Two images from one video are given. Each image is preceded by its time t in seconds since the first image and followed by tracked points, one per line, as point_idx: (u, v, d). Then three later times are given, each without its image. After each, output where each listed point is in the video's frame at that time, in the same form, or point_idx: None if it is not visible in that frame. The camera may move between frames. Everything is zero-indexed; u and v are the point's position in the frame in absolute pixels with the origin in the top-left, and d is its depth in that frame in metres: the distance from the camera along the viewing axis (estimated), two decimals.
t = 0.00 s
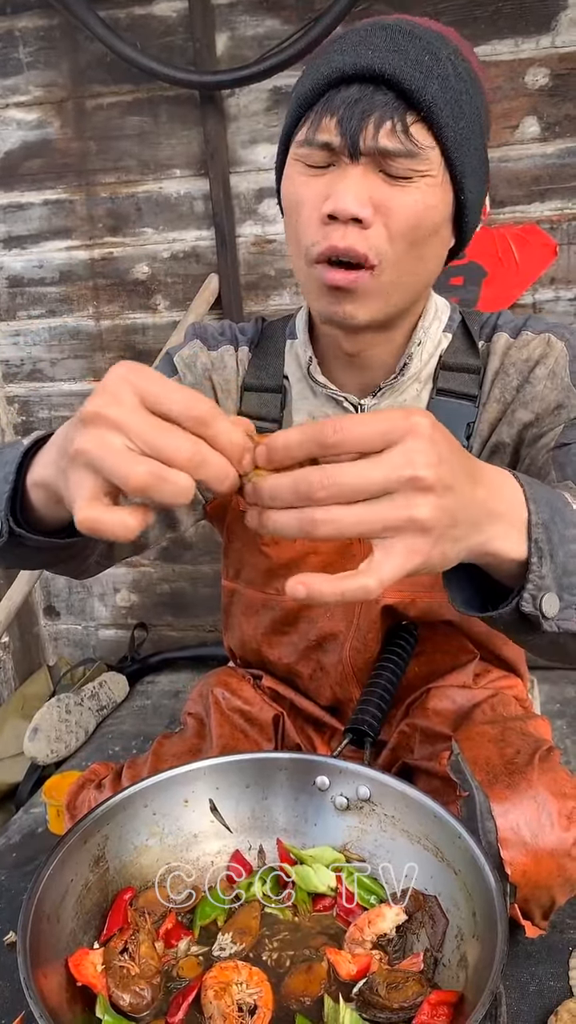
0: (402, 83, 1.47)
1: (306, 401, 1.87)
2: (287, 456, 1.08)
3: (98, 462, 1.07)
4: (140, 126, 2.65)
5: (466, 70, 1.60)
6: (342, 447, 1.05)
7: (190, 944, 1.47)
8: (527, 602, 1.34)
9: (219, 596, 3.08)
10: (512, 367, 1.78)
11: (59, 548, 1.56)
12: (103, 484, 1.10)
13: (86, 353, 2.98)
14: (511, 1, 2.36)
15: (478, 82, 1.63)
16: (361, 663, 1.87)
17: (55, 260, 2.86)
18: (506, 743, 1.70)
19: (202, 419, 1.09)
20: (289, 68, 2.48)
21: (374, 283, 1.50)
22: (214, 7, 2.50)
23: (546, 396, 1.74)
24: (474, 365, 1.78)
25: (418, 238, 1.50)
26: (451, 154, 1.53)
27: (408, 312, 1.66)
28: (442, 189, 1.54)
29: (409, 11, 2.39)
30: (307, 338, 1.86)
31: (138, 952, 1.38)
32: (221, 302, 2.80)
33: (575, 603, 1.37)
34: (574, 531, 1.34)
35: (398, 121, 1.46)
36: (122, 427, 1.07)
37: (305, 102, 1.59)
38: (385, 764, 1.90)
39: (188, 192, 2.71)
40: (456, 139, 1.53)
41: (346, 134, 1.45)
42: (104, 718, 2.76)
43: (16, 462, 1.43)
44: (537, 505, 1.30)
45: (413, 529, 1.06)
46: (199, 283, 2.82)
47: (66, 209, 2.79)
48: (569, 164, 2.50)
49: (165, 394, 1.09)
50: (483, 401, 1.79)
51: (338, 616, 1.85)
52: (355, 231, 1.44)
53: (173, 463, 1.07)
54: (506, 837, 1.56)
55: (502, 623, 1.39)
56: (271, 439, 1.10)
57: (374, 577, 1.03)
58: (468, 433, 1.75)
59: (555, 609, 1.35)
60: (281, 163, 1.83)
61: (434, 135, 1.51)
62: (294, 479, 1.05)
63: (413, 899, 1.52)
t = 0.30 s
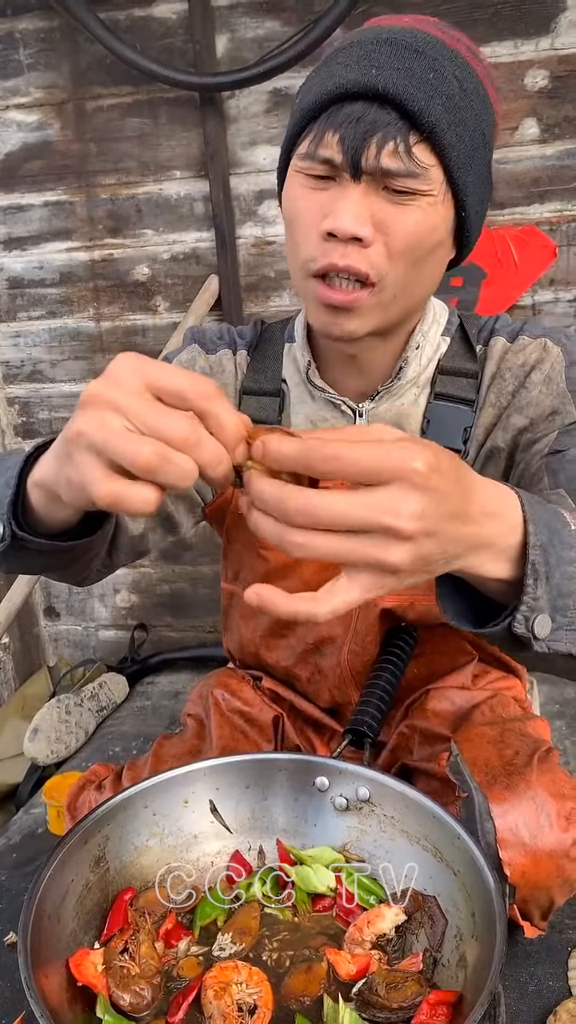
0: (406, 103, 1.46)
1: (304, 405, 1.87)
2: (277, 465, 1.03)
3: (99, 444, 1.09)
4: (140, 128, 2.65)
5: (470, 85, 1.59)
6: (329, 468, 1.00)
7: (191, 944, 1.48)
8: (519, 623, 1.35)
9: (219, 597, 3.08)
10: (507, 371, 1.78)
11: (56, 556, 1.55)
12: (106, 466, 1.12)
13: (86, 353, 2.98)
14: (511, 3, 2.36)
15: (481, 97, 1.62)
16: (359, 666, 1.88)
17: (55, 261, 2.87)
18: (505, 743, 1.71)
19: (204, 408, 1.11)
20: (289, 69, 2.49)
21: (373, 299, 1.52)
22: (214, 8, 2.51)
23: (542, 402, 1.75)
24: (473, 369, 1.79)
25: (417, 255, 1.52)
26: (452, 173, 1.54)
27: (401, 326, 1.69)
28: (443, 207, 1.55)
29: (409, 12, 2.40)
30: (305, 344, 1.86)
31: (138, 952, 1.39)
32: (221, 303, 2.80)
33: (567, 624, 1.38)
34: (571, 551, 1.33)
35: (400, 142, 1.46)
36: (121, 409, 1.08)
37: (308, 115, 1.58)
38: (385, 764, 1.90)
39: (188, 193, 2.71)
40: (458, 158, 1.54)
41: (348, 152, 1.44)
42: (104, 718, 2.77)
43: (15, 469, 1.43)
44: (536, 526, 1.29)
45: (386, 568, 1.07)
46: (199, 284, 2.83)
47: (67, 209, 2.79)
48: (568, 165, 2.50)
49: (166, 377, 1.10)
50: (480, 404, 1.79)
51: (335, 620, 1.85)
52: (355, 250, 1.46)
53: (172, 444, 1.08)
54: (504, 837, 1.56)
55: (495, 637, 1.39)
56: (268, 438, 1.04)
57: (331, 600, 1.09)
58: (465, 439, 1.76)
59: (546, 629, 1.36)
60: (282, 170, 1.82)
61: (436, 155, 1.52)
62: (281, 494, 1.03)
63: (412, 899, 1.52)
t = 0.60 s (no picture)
0: (403, 89, 1.47)
1: (302, 407, 1.87)
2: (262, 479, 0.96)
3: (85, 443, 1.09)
4: (138, 129, 2.65)
5: (463, 73, 1.60)
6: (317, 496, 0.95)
7: (188, 945, 1.48)
8: (495, 634, 1.33)
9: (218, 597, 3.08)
10: (504, 374, 1.77)
11: (54, 569, 1.54)
12: (96, 468, 1.12)
13: (85, 355, 2.98)
14: (508, 4, 2.37)
15: (473, 87, 1.63)
16: (356, 667, 1.88)
17: (54, 262, 2.87)
18: (503, 744, 1.69)
19: (190, 407, 1.09)
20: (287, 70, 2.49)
21: (379, 285, 1.52)
22: (212, 10, 2.51)
23: (536, 405, 1.73)
24: (470, 372, 1.78)
25: (422, 241, 1.52)
26: (451, 157, 1.54)
27: (406, 313, 1.69)
28: (443, 191, 1.55)
29: (407, 14, 2.40)
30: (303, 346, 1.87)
31: (135, 953, 1.39)
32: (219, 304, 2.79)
33: (544, 635, 1.36)
34: (553, 564, 1.32)
35: (399, 127, 1.47)
36: (105, 410, 1.08)
37: (305, 111, 1.59)
38: (383, 765, 1.90)
39: (186, 194, 2.71)
40: (456, 142, 1.54)
41: (349, 141, 1.45)
42: (102, 719, 2.77)
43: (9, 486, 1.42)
44: (518, 537, 1.27)
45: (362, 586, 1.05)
46: (197, 286, 2.83)
47: (65, 211, 2.79)
48: (566, 166, 2.50)
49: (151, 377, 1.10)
50: (477, 406, 1.79)
51: (332, 620, 1.85)
52: (361, 235, 1.47)
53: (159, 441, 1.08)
54: (502, 838, 1.57)
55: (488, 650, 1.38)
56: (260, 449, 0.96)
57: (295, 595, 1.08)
58: (461, 440, 1.76)
59: (523, 638, 1.35)
60: (280, 171, 1.83)
61: (434, 138, 1.52)
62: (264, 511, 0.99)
63: (410, 899, 1.53)
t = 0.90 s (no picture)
0: (387, 88, 1.47)
1: (303, 405, 1.87)
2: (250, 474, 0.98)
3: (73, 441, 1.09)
4: (138, 130, 2.65)
5: (447, 66, 1.59)
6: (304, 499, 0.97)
7: (188, 944, 1.48)
8: (476, 625, 1.32)
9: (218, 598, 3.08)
10: (502, 372, 1.77)
11: (54, 570, 1.54)
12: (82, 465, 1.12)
13: (84, 355, 2.98)
14: (507, 4, 2.37)
15: (458, 78, 1.62)
16: (357, 665, 1.88)
17: (53, 263, 2.87)
18: (502, 743, 1.70)
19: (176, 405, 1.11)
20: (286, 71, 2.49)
21: (375, 283, 1.53)
22: (211, 11, 2.51)
23: (533, 402, 1.72)
24: (469, 369, 1.79)
25: (414, 236, 1.52)
26: (439, 151, 1.54)
27: (408, 306, 1.69)
28: (433, 185, 1.55)
29: (406, 15, 2.40)
30: (305, 345, 1.88)
31: (135, 953, 1.39)
32: (218, 304, 2.80)
33: (525, 628, 1.35)
34: (537, 560, 1.31)
35: (385, 126, 1.47)
36: (92, 406, 1.08)
37: (293, 115, 1.60)
38: (383, 765, 1.90)
39: (186, 194, 2.72)
40: (443, 136, 1.53)
41: (336, 143, 1.46)
42: (102, 720, 2.77)
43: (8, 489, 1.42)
44: (503, 531, 1.27)
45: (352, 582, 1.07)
46: (197, 287, 2.83)
47: (64, 212, 2.79)
48: (565, 167, 2.50)
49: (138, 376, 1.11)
50: (475, 405, 1.79)
51: (333, 618, 1.85)
52: (354, 235, 1.47)
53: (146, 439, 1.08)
54: (502, 838, 1.57)
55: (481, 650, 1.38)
56: (251, 446, 0.98)
57: (286, 586, 1.10)
58: (461, 439, 1.77)
59: (504, 632, 1.34)
60: (274, 174, 1.84)
61: (421, 134, 1.51)
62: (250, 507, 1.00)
63: (410, 899, 1.53)
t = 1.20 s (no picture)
0: (379, 98, 1.47)
1: (302, 405, 1.88)
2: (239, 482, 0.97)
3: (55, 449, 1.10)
4: (136, 131, 2.66)
5: (441, 69, 1.58)
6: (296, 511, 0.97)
7: (188, 945, 1.49)
8: (457, 623, 1.32)
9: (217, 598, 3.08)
10: (499, 371, 1.77)
11: (48, 578, 1.53)
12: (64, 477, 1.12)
13: (84, 356, 2.99)
14: (505, 5, 2.37)
15: (453, 80, 1.62)
16: (356, 665, 1.88)
17: (52, 264, 2.87)
18: (501, 743, 1.70)
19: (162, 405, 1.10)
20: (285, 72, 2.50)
21: (370, 291, 1.54)
22: (210, 12, 2.52)
23: (528, 402, 1.73)
24: (466, 369, 1.79)
25: (410, 243, 1.53)
26: (434, 158, 1.54)
27: (404, 311, 1.70)
28: (427, 191, 1.55)
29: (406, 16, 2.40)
30: (302, 346, 1.88)
31: (135, 955, 1.39)
32: (217, 305, 2.79)
33: (508, 630, 1.35)
34: (520, 560, 1.32)
35: (378, 135, 1.47)
36: (73, 417, 1.09)
37: (287, 122, 1.61)
38: (381, 765, 1.90)
39: (184, 195, 2.72)
40: (437, 142, 1.54)
41: (329, 153, 1.46)
42: (101, 721, 2.77)
43: None
44: (486, 532, 1.27)
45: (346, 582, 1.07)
46: (196, 288, 2.83)
47: (64, 213, 2.80)
48: (564, 167, 2.50)
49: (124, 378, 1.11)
50: (471, 404, 1.80)
51: (332, 619, 1.85)
52: (348, 245, 1.48)
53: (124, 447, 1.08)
54: (500, 838, 1.58)
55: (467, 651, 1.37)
56: (239, 453, 0.96)
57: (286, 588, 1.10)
58: (456, 438, 1.77)
59: (486, 632, 1.34)
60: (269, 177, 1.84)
61: (415, 142, 1.52)
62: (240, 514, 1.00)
63: (409, 899, 1.53)
